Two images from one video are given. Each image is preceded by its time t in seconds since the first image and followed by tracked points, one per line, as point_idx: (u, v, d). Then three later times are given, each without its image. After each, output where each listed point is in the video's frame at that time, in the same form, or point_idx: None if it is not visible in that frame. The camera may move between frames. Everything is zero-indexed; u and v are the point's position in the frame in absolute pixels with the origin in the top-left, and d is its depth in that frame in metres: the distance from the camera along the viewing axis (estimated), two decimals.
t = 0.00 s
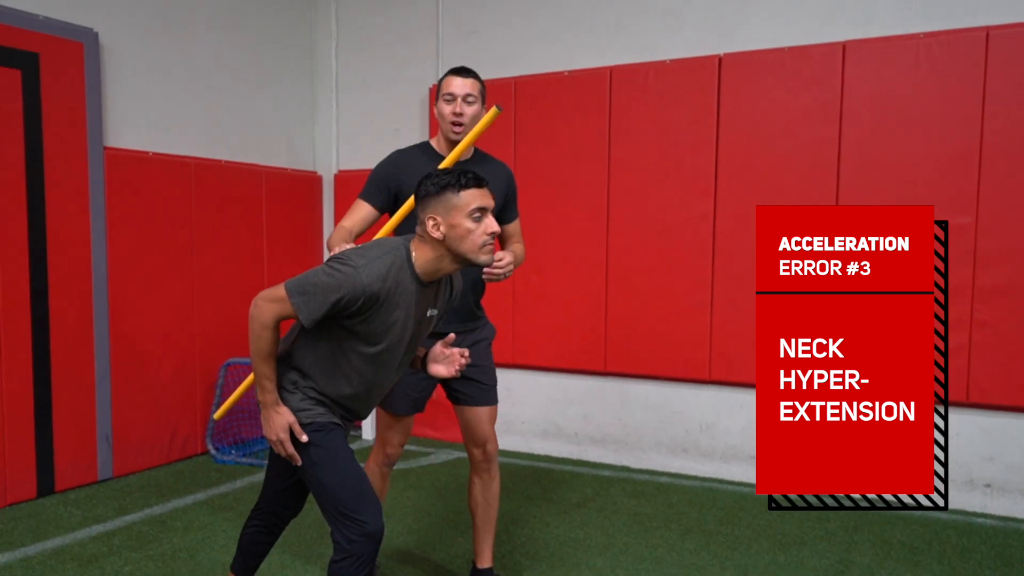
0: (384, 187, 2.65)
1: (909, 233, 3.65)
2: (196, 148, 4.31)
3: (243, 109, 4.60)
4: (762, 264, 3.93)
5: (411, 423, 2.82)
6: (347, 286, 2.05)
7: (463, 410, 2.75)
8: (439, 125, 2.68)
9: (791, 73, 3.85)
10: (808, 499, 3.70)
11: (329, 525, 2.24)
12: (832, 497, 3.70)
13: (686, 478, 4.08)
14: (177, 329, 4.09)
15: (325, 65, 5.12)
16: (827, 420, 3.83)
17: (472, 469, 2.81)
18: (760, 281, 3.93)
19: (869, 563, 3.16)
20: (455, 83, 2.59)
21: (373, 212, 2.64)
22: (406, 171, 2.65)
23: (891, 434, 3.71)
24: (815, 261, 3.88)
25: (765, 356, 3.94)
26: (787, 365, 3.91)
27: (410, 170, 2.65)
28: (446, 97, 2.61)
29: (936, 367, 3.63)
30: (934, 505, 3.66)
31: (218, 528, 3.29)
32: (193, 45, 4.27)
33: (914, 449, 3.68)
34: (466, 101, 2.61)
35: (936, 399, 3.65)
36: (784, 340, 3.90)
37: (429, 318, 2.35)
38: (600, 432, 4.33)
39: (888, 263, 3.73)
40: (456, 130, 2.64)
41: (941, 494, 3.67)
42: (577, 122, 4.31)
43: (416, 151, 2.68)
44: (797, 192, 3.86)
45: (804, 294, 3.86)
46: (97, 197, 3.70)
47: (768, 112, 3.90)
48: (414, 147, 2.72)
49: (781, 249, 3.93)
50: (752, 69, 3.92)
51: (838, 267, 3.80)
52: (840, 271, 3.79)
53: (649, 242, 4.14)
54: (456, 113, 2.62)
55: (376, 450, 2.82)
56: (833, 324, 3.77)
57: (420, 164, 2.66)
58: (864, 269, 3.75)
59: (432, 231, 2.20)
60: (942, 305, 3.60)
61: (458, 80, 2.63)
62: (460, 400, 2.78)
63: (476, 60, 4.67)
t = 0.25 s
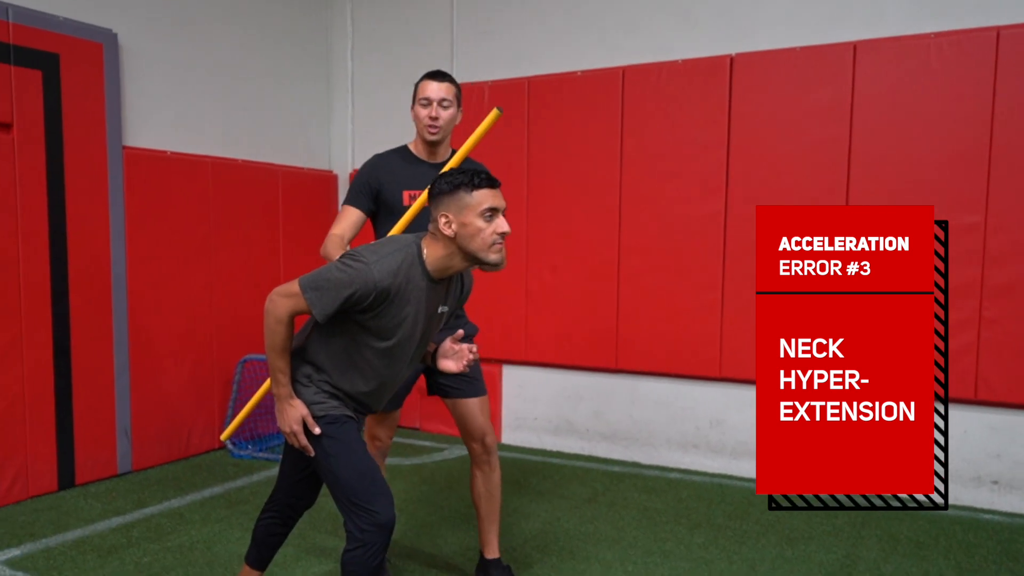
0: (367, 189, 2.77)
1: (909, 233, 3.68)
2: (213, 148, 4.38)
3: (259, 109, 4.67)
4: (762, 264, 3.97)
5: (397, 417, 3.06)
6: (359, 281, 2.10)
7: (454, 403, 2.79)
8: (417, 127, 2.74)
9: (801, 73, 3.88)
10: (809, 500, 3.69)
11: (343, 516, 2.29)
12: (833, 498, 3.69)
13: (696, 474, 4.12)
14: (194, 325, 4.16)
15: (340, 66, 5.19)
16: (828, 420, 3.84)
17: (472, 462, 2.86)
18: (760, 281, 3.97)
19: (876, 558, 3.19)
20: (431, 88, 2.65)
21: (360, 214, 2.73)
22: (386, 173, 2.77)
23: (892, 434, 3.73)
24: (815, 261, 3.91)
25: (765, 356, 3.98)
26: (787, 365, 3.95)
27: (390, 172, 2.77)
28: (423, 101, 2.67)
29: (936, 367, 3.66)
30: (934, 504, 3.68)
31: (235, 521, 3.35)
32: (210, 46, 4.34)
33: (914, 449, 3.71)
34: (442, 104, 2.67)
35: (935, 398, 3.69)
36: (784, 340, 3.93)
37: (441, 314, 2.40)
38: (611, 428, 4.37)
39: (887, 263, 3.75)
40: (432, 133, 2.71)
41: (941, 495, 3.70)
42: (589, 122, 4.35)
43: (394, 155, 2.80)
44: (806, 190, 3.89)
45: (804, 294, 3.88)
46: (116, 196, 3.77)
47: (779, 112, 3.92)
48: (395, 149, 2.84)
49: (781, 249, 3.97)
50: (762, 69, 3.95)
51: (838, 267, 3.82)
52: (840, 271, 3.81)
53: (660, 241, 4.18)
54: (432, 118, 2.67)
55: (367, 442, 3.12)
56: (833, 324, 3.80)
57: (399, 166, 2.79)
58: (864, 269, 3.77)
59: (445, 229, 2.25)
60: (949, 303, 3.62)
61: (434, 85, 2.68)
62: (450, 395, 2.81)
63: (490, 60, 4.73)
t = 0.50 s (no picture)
0: (369, 184, 2.85)
1: (909, 233, 3.69)
2: (231, 148, 4.45)
3: (275, 110, 4.74)
4: (762, 265, 3.99)
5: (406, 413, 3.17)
6: (371, 275, 2.13)
7: (453, 400, 2.95)
8: (411, 127, 2.83)
9: (814, 70, 3.87)
10: (809, 499, 3.66)
11: (356, 508, 2.31)
12: (832, 497, 3.66)
13: (710, 471, 4.12)
14: (212, 321, 4.22)
15: (356, 66, 5.25)
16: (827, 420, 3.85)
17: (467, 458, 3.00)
18: (760, 281, 3.99)
19: (890, 556, 3.18)
20: (421, 87, 2.72)
21: (361, 211, 2.83)
22: (387, 170, 2.85)
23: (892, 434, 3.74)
24: (815, 261, 3.92)
25: (765, 356, 4.01)
26: (787, 365, 3.97)
27: (391, 169, 2.85)
28: (414, 101, 2.75)
29: (936, 367, 3.67)
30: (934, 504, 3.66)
31: (251, 514, 3.40)
32: (227, 47, 4.41)
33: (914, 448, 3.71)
34: (433, 103, 2.74)
35: (935, 398, 3.70)
36: (784, 340, 3.96)
37: (452, 310, 2.42)
38: (624, 425, 4.38)
39: (888, 263, 3.76)
40: (426, 132, 2.79)
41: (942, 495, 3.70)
42: (601, 120, 4.36)
43: (387, 153, 2.88)
44: (818, 187, 3.88)
45: (804, 293, 3.91)
46: (136, 195, 3.84)
47: (792, 108, 3.92)
48: (395, 146, 2.92)
49: (781, 250, 3.98)
50: (775, 66, 3.94)
51: (838, 267, 3.84)
52: (840, 271, 3.83)
53: (674, 238, 4.19)
54: (424, 116, 2.75)
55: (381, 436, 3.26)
56: (833, 324, 3.81)
57: (400, 163, 2.87)
58: (864, 269, 3.78)
59: (454, 224, 2.28)
60: (953, 302, 3.62)
61: (425, 84, 2.74)
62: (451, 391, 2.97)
63: (504, 59, 4.76)
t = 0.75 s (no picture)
0: (380, 182, 2.87)
1: (909, 233, 3.70)
2: (249, 147, 4.51)
3: (293, 110, 4.79)
4: (762, 264, 4.02)
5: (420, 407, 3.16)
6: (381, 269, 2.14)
7: (465, 394, 2.97)
8: (421, 123, 2.86)
9: (828, 66, 3.86)
10: (809, 499, 3.62)
11: (367, 500, 2.33)
12: (833, 497, 3.62)
13: (724, 468, 4.12)
14: (229, 319, 4.28)
15: (371, 66, 5.30)
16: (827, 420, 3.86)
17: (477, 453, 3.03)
18: (760, 281, 4.02)
19: (905, 554, 3.16)
20: (431, 83, 2.75)
21: (373, 208, 2.85)
22: (399, 168, 2.88)
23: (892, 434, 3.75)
24: (816, 261, 3.95)
25: (772, 354, 4.02)
26: (787, 365, 3.99)
27: (402, 167, 2.88)
28: (424, 97, 2.78)
29: (937, 367, 3.67)
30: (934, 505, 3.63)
31: (266, 507, 3.45)
32: (246, 48, 4.48)
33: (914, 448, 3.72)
34: (443, 98, 2.77)
35: (935, 398, 3.71)
36: (784, 340, 3.98)
37: (464, 305, 2.42)
38: (638, 422, 4.39)
39: (888, 263, 3.78)
40: (435, 128, 2.82)
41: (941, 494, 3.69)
42: (615, 118, 4.38)
43: (398, 151, 2.91)
44: (831, 183, 3.87)
45: (804, 293, 3.93)
46: (156, 193, 3.91)
47: (807, 105, 3.91)
48: (405, 143, 2.94)
49: (781, 249, 4.02)
50: (789, 62, 3.93)
51: (838, 267, 3.86)
52: (840, 271, 3.85)
53: (688, 235, 4.19)
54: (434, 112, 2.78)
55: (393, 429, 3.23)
56: (834, 324, 3.83)
57: (411, 161, 2.89)
58: (864, 269, 3.81)
59: (465, 220, 2.28)
60: (954, 303, 3.63)
61: (434, 80, 2.77)
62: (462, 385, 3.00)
63: (518, 57, 4.79)
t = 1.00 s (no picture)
0: (391, 178, 2.89)
1: (909, 233, 3.68)
2: (264, 147, 4.58)
3: (306, 110, 4.86)
4: (761, 264, 4.03)
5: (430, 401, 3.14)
6: (391, 264, 2.10)
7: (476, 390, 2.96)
8: (434, 118, 2.86)
9: (840, 60, 3.82)
10: (809, 499, 3.57)
11: (379, 491, 2.28)
12: (832, 497, 3.56)
13: (738, 465, 4.10)
14: (245, 316, 4.35)
15: (386, 67, 5.36)
16: (827, 420, 3.85)
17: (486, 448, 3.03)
18: (760, 281, 4.03)
19: (920, 551, 3.11)
20: (446, 76, 2.78)
21: (384, 204, 2.87)
22: (409, 164, 2.89)
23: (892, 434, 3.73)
24: (816, 261, 3.95)
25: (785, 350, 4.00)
26: (787, 365, 3.99)
27: (413, 163, 2.90)
28: (438, 90, 2.79)
29: (937, 367, 3.66)
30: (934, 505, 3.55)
31: (281, 501, 3.49)
32: (260, 49, 4.55)
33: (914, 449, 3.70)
34: (458, 92, 2.78)
35: (935, 397, 3.70)
36: (784, 340, 3.98)
37: (474, 300, 2.38)
38: (651, 418, 4.39)
39: (888, 263, 3.77)
40: (450, 121, 2.82)
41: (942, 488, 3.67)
42: (626, 114, 4.38)
43: (413, 147, 2.92)
44: (846, 177, 3.82)
45: (803, 293, 3.93)
46: (173, 193, 3.98)
47: (820, 99, 3.87)
48: (416, 139, 2.96)
49: (781, 249, 4.01)
50: (802, 57, 3.90)
51: (838, 267, 3.86)
52: (840, 271, 3.85)
53: (701, 231, 4.18)
54: (449, 106, 2.79)
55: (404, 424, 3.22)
56: (833, 324, 3.83)
57: (422, 157, 2.91)
58: (864, 269, 3.80)
59: (473, 215, 2.22)
60: (954, 303, 3.60)
61: (449, 74, 2.79)
62: (472, 381, 2.98)
63: (530, 55, 4.81)
